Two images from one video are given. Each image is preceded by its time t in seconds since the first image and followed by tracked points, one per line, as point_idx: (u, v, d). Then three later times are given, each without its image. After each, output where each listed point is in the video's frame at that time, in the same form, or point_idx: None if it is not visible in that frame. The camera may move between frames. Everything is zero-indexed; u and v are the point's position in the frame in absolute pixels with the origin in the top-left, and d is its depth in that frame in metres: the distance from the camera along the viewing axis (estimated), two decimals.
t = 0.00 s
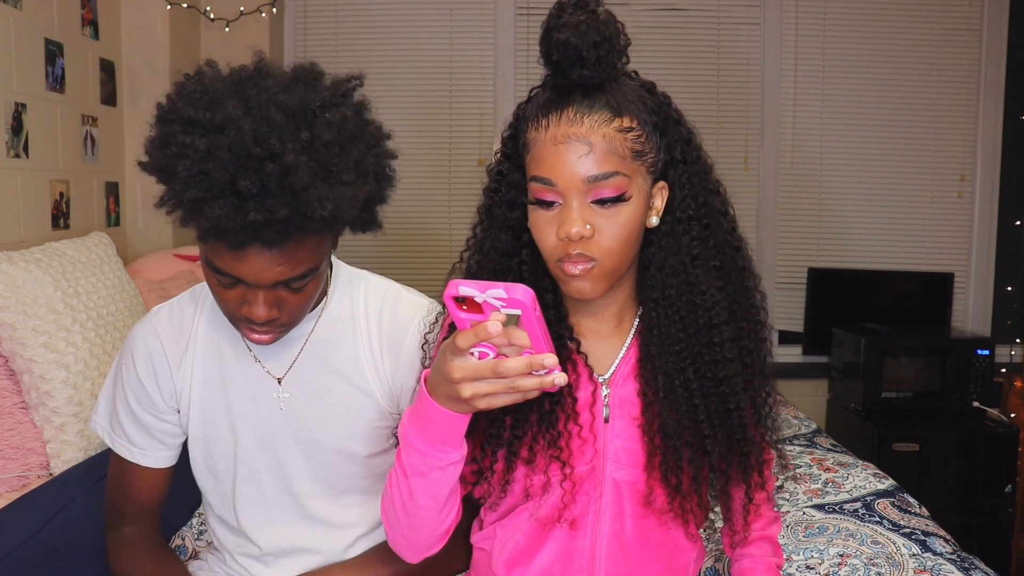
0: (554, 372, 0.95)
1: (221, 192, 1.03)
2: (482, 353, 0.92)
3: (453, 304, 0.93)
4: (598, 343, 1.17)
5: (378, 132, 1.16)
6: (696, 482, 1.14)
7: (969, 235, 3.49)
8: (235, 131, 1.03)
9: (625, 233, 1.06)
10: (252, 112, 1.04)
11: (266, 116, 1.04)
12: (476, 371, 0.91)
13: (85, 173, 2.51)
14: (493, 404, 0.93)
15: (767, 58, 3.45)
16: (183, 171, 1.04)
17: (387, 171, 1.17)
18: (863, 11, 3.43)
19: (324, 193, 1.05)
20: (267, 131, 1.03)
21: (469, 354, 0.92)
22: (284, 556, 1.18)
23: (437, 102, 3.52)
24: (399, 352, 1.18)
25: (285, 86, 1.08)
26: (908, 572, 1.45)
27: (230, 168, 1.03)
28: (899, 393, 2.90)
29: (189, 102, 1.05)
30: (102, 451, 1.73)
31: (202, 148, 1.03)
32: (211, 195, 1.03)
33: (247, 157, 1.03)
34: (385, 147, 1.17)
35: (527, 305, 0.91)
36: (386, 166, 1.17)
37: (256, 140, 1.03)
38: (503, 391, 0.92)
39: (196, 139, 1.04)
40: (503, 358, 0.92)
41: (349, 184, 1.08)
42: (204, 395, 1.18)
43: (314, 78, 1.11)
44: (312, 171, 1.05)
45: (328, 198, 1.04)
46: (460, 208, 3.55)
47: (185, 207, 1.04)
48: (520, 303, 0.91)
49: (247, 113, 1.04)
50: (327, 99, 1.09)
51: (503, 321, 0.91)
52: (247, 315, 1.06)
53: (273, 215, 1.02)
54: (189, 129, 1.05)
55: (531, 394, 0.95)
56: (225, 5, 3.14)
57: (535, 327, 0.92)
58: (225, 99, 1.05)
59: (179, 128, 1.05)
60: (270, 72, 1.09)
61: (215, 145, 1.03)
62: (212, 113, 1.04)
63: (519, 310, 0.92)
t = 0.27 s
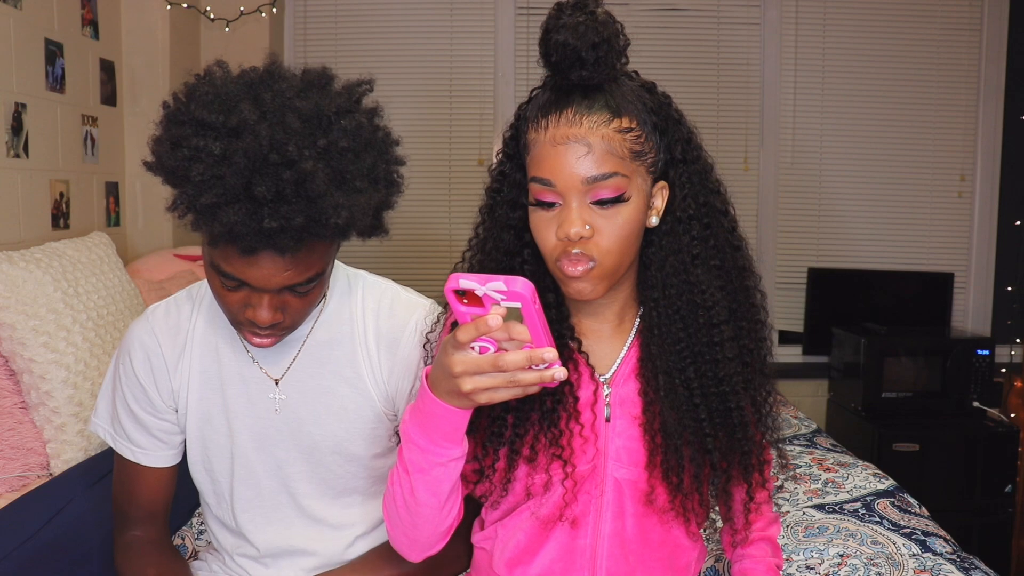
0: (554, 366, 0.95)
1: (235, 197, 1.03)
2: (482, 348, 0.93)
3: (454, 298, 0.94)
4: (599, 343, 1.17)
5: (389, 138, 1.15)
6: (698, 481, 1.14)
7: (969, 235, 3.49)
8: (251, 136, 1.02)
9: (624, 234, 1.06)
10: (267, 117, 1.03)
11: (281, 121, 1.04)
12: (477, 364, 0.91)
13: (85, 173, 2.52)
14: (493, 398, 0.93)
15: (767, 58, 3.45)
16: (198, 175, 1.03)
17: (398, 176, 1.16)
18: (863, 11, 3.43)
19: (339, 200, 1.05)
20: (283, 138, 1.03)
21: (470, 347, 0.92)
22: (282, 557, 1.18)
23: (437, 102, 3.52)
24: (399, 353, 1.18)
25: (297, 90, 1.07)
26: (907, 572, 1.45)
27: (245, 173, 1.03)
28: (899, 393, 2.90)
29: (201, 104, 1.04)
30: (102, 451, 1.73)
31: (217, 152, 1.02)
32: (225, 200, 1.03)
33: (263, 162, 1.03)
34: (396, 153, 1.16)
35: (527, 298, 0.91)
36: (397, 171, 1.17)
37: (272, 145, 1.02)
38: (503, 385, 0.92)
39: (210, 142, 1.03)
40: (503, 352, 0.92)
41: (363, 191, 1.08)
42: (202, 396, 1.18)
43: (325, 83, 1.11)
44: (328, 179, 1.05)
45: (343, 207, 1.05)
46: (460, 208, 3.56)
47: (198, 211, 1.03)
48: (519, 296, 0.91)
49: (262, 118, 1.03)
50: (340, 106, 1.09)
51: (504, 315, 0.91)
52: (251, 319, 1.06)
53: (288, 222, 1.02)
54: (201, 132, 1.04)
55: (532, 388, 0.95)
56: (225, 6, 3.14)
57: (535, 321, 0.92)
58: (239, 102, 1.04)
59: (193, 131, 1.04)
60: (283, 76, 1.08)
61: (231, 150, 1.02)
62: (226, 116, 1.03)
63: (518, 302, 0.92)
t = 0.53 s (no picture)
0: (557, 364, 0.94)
1: (232, 207, 1.03)
2: (485, 344, 0.92)
3: (457, 294, 0.93)
4: (601, 344, 1.18)
5: (387, 145, 1.15)
6: (699, 481, 1.14)
7: (968, 235, 3.49)
8: (249, 146, 1.02)
9: (625, 236, 1.06)
10: (266, 126, 1.03)
11: (280, 131, 1.03)
12: (479, 362, 0.91)
13: (85, 173, 2.52)
14: (495, 395, 0.93)
15: (767, 58, 3.45)
16: (195, 183, 1.03)
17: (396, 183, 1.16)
18: (863, 11, 3.43)
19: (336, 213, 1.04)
20: (282, 148, 1.02)
21: (473, 345, 0.92)
22: (282, 558, 1.18)
23: (437, 102, 3.52)
24: (398, 355, 1.18)
25: (298, 98, 1.07)
26: (908, 572, 1.45)
27: (243, 183, 1.02)
28: (899, 393, 2.90)
29: (201, 111, 1.04)
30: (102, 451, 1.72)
31: (215, 161, 1.02)
32: (222, 210, 1.02)
33: (260, 172, 1.02)
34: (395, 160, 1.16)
35: (530, 294, 0.91)
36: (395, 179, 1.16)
37: (270, 155, 1.02)
38: (505, 383, 0.93)
39: (208, 151, 1.03)
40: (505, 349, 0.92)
41: (361, 202, 1.08)
42: (201, 398, 1.18)
43: (327, 91, 1.10)
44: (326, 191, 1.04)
45: (340, 218, 1.04)
46: (460, 208, 3.56)
47: (195, 220, 1.03)
48: (522, 292, 0.91)
49: (261, 127, 1.03)
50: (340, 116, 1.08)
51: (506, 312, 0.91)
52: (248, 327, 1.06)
53: (285, 234, 1.01)
54: (199, 139, 1.04)
55: (535, 386, 0.95)
56: (225, 5, 3.14)
57: (538, 318, 0.92)
58: (239, 110, 1.04)
59: (192, 139, 1.04)
60: (284, 83, 1.08)
61: (229, 159, 1.02)
62: (224, 125, 1.03)
63: (521, 299, 0.92)
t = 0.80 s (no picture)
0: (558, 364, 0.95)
1: (230, 207, 1.03)
2: (487, 344, 0.92)
3: (459, 294, 0.94)
4: (603, 344, 1.18)
5: (386, 145, 1.14)
6: (701, 481, 1.14)
7: (969, 235, 3.49)
8: (246, 146, 1.01)
9: (628, 236, 1.06)
10: (264, 126, 1.02)
11: (278, 131, 1.03)
12: (481, 361, 0.91)
13: (85, 173, 2.52)
14: (497, 395, 0.93)
15: (767, 58, 3.45)
16: (192, 183, 1.02)
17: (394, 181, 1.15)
18: (863, 11, 3.43)
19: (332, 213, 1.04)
20: (279, 148, 1.02)
21: (475, 344, 0.92)
22: (282, 558, 1.18)
23: (437, 102, 3.52)
24: (399, 354, 1.18)
25: (295, 98, 1.06)
26: (907, 572, 1.45)
27: (239, 183, 1.02)
28: (899, 393, 2.90)
29: (198, 111, 1.04)
30: (102, 451, 1.73)
31: (212, 160, 1.02)
32: (219, 210, 1.02)
33: (258, 171, 1.02)
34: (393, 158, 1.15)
35: (532, 294, 0.91)
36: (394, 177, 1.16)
37: (267, 155, 1.01)
38: (507, 382, 0.93)
39: (205, 150, 1.02)
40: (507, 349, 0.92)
41: (358, 202, 1.07)
42: (201, 398, 1.18)
43: (325, 91, 1.09)
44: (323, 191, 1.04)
45: (338, 217, 1.04)
46: (460, 208, 3.56)
47: (193, 220, 1.03)
48: (525, 292, 0.91)
49: (258, 126, 1.03)
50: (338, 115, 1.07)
51: (508, 312, 0.91)
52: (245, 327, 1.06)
53: (282, 233, 1.01)
54: (196, 138, 1.04)
55: (536, 385, 0.95)
56: (225, 5, 3.14)
57: (540, 318, 0.92)
58: (236, 110, 1.03)
59: (189, 139, 1.04)
60: (282, 82, 1.07)
61: (226, 159, 1.02)
62: (221, 124, 1.03)
63: (524, 300, 0.92)
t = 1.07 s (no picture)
0: (559, 364, 0.95)
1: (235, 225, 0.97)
2: (488, 345, 0.92)
3: (461, 295, 0.94)
4: (604, 344, 1.18)
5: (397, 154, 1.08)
6: (701, 481, 1.14)
7: (969, 236, 3.49)
8: (252, 161, 0.95)
9: (629, 236, 1.06)
10: (271, 140, 0.96)
11: (285, 145, 0.96)
12: (482, 362, 0.91)
13: (85, 173, 2.52)
14: (499, 396, 0.93)
15: (767, 58, 3.45)
16: (199, 200, 0.97)
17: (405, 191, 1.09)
18: (863, 11, 3.43)
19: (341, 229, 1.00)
20: (287, 164, 0.96)
21: (476, 345, 0.92)
22: (282, 558, 1.18)
23: (437, 102, 3.52)
24: (400, 353, 1.18)
25: (302, 108, 0.99)
26: (907, 572, 1.45)
27: (246, 200, 0.96)
28: (899, 393, 2.89)
29: (202, 124, 0.98)
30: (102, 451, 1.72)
31: (218, 177, 0.96)
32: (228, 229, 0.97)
33: (265, 189, 0.96)
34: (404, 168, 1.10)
35: (534, 295, 0.91)
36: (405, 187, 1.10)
37: (275, 172, 0.96)
38: (508, 383, 0.92)
39: (211, 166, 0.96)
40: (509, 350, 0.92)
41: (368, 216, 1.02)
42: (200, 400, 1.18)
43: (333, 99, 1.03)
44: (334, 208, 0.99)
45: (348, 235, 1.00)
46: (460, 208, 3.56)
47: (199, 238, 0.98)
48: (526, 293, 0.91)
49: (264, 140, 0.96)
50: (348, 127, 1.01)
51: (510, 313, 0.91)
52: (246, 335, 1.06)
53: (291, 250, 0.97)
54: (202, 152, 0.98)
55: (537, 386, 0.95)
56: (225, 5, 3.14)
57: (541, 319, 0.92)
58: (241, 122, 0.97)
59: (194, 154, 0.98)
60: (289, 91, 1.01)
61: (232, 174, 0.96)
62: (226, 137, 0.97)
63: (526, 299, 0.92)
